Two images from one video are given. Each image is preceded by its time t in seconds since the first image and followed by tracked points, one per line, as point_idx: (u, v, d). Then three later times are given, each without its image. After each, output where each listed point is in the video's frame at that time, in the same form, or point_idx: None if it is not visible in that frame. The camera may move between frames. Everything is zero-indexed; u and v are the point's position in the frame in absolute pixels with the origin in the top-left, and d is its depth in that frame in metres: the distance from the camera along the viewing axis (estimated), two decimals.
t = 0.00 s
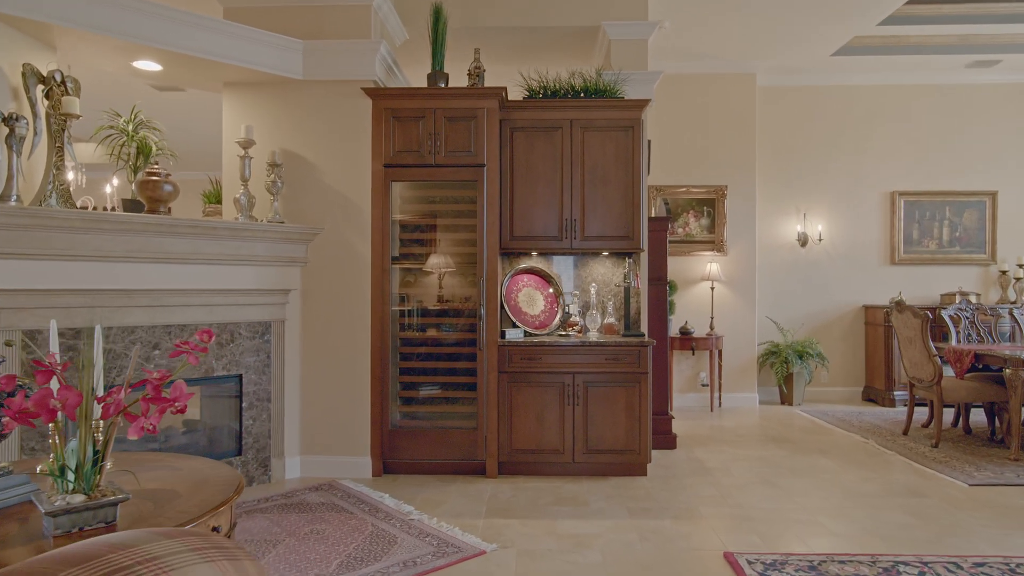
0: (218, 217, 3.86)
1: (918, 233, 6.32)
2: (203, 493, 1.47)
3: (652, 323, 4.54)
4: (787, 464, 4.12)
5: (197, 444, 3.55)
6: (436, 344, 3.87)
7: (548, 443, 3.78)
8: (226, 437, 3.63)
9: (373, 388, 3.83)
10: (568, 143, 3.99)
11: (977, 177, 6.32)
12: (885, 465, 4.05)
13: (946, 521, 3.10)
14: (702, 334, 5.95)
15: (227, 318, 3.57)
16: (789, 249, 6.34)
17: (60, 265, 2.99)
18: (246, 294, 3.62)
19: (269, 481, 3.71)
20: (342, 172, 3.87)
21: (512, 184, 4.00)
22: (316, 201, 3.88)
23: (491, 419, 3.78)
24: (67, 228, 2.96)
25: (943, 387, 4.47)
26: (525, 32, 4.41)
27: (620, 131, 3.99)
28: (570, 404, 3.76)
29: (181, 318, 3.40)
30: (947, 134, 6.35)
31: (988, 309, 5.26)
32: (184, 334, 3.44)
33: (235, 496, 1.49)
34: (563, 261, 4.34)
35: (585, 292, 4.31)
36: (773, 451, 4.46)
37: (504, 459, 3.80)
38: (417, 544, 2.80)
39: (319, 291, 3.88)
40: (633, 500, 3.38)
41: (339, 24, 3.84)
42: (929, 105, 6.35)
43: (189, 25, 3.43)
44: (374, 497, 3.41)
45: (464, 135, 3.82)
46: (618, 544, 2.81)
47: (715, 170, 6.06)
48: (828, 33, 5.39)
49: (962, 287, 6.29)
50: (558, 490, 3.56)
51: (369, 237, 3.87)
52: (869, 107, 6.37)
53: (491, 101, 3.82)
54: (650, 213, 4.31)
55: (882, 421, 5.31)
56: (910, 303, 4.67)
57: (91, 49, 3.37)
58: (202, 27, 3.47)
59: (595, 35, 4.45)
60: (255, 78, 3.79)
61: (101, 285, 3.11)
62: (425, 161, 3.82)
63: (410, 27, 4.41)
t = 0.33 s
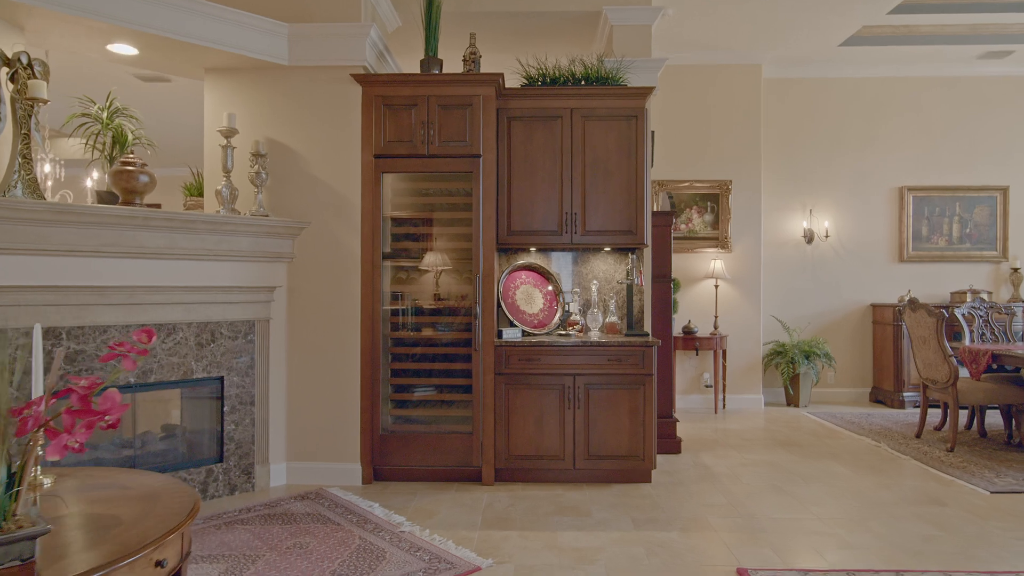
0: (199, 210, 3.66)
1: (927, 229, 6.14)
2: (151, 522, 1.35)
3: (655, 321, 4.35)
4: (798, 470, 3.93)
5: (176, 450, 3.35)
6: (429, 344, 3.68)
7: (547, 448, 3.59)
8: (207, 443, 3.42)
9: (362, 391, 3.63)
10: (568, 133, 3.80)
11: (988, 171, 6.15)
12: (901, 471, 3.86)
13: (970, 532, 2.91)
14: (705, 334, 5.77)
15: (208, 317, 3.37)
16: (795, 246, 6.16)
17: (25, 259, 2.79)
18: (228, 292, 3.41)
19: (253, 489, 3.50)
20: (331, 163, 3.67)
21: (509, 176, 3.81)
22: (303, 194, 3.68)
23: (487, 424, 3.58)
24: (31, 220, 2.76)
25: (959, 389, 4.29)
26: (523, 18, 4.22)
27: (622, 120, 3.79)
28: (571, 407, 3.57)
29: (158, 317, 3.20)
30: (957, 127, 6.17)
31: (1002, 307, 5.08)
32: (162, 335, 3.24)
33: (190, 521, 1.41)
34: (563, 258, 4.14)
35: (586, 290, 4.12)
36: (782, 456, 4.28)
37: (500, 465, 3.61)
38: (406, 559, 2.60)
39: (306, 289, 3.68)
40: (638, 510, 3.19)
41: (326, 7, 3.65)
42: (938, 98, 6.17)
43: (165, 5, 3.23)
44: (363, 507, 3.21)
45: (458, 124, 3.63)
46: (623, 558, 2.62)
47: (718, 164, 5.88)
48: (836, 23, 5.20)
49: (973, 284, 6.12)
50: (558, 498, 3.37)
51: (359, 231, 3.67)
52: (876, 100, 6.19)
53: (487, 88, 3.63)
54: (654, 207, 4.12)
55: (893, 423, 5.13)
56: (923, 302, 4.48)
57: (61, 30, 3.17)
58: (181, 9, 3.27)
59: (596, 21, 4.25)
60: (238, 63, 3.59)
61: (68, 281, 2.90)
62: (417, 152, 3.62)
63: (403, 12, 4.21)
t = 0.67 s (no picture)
0: (181, 206, 3.47)
1: (937, 227, 5.97)
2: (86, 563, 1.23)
3: (660, 322, 4.18)
4: (809, 478, 3.75)
5: (155, 460, 3.18)
6: (423, 347, 3.50)
7: (547, 457, 3.41)
8: (188, 452, 3.25)
9: (353, 397, 3.45)
10: (568, 125, 3.62)
11: (1000, 168, 5.98)
12: (918, 479, 3.69)
13: (996, 546, 2.74)
14: (710, 335, 5.60)
15: (189, 319, 3.19)
16: (801, 245, 5.99)
17: None
18: (210, 292, 3.23)
19: (237, 501, 3.33)
20: (319, 157, 3.50)
21: (507, 170, 3.63)
22: (290, 189, 3.50)
23: (483, 431, 3.41)
24: None
25: (976, 392, 4.12)
26: (521, 6, 4.04)
27: (625, 112, 3.62)
28: (572, 414, 3.39)
29: (135, 319, 3.02)
30: (967, 123, 6.00)
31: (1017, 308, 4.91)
32: (139, 338, 3.06)
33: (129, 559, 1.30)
34: (564, 257, 3.97)
35: (588, 290, 3.94)
36: (791, 462, 4.10)
37: (498, 475, 3.43)
38: None
39: (293, 289, 3.50)
40: (643, 522, 3.01)
41: None
42: (948, 93, 6.00)
43: None
44: (352, 520, 3.03)
45: (453, 116, 3.45)
46: None
47: (723, 161, 5.71)
48: (845, 15, 5.03)
49: (984, 284, 5.95)
50: (559, 510, 3.19)
51: (349, 229, 3.49)
52: (884, 95, 6.03)
53: (484, 78, 3.45)
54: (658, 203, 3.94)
55: (905, 428, 4.96)
56: (938, 302, 4.32)
57: (31, 15, 3.00)
58: None
59: (598, 9, 4.07)
60: (220, 51, 3.41)
61: (36, 281, 2.72)
62: (410, 145, 3.44)
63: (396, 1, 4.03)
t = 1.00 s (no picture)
0: (163, 201, 3.29)
1: (949, 225, 5.79)
2: None
3: (666, 323, 4.00)
4: (824, 487, 3.57)
5: (133, 469, 2.99)
6: (418, 350, 3.32)
7: (549, 466, 3.23)
8: (169, 460, 3.07)
9: (344, 402, 3.27)
10: (571, 116, 3.44)
11: (1015, 164, 5.80)
12: (939, 489, 3.52)
13: None
14: (716, 336, 5.43)
15: (169, 320, 3.00)
16: (810, 243, 5.81)
17: None
18: (192, 292, 3.04)
19: (220, 512, 3.14)
20: (309, 149, 3.31)
21: (507, 163, 3.45)
22: (278, 183, 3.32)
23: (482, 438, 3.23)
24: None
25: (997, 397, 3.95)
26: None
27: (630, 102, 3.44)
28: (575, 420, 3.21)
29: (111, 320, 2.83)
30: (979, 118, 5.82)
31: None
32: (115, 340, 2.87)
33: None
34: (567, 254, 3.78)
35: (591, 289, 3.76)
36: (804, 470, 3.93)
37: (497, 485, 3.25)
38: None
39: (281, 289, 3.32)
40: (652, 537, 2.83)
41: None
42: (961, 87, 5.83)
43: None
44: (342, 534, 2.85)
45: (450, 105, 3.27)
46: None
47: (729, 156, 5.54)
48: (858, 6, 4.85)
49: (998, 283, 5.78)
50: (562, 522, 3.01)
51: (340, 225, 3.30)
52: (896, 89, 5.85)
53: (482, 66, 3.27)
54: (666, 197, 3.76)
55: (919, 432, 4.79)
56: (956, 302, 4.15)
57: None
58: None
59: None
60: (204, 36, 3.22)
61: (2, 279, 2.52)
62: (404, 136, 3.26)
63: None
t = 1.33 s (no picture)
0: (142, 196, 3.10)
1: (961, 224, 5.62)
2: None
3: (672, 326, 3.83)
4: (838, 499, 3.40)
5: (107, 482, 2.82)
6: (411, 355, 3.14)
7: (549, 477, 3.05)
8: (146, 472, 2.89)
9: (332, 410, 3.09)
10: (573, 108, 3.27)
11: None
12: (960, 501, 3.35)
13: None
14: (722, 339, 5.26)
15: (146, 323, 2.82)
16: (817, 243, 5.65)
17: None
18: (171, 293, 2.86)
19: (201, 527, 2.97)
20: (296, 143, 3.14)
21: (506, 158, 3.27)
22: (263, 178, 3.14)
23: (479, 448, 3.05)
24: None
25: (1017, 403, 3.77)
26: None
27: (635, 94, 3.26)
28: (578, 429, 3.04)
29: (82, 323, 2.65)
30: (992, 114, 5.66)
31: None
32: (86, 345, 2.68)
33: None
34: (569, 254, 3.61)
35: (594, 291, 3.58)
36: (816, 480, 3.76)
37: (495, 497, 3.08)
38: None
39: (267, 290, 3.14)
40: (659, 555, 2.66)
41: None
42: (973, 82, 5.66)
43: None
44: (329, 552, 2.67)
45: (446, 96, 3.09)
46: None
47: (735, 153, 5.37)
48: None
49: (1011, 285, 5.61)
50: (564, 538, 2.83)
51: (329, 222, 3.13)
52: (906, 85, 5.68)
53: (480, 55, 3.09)
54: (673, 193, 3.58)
55: (932, 439, 4.62)
56: (973, 305, 3.97)
57: None
58: None
59: None
60: (185, 23, 3.04)
61: None
62: (397, 128, 3.08)
63: None
